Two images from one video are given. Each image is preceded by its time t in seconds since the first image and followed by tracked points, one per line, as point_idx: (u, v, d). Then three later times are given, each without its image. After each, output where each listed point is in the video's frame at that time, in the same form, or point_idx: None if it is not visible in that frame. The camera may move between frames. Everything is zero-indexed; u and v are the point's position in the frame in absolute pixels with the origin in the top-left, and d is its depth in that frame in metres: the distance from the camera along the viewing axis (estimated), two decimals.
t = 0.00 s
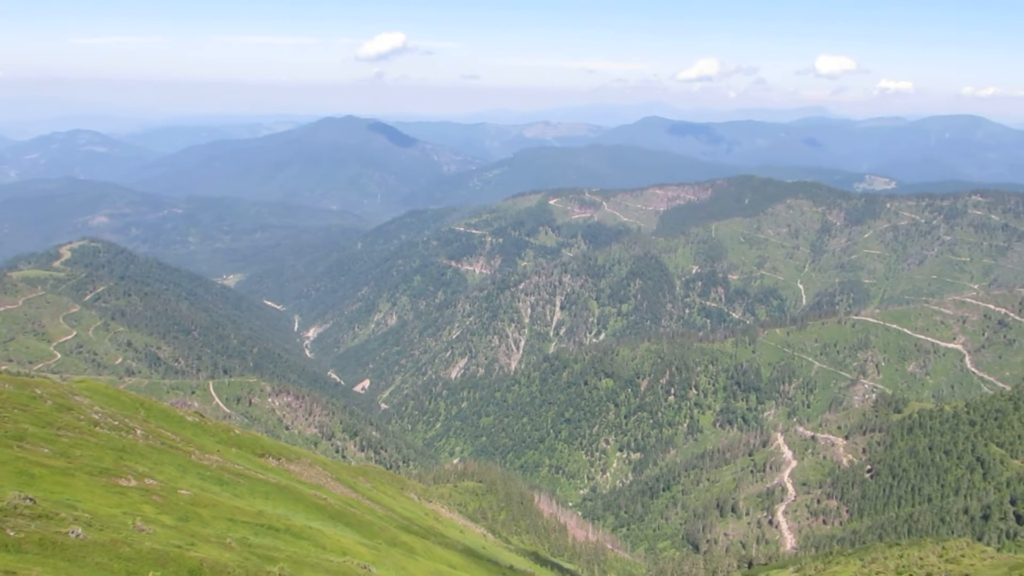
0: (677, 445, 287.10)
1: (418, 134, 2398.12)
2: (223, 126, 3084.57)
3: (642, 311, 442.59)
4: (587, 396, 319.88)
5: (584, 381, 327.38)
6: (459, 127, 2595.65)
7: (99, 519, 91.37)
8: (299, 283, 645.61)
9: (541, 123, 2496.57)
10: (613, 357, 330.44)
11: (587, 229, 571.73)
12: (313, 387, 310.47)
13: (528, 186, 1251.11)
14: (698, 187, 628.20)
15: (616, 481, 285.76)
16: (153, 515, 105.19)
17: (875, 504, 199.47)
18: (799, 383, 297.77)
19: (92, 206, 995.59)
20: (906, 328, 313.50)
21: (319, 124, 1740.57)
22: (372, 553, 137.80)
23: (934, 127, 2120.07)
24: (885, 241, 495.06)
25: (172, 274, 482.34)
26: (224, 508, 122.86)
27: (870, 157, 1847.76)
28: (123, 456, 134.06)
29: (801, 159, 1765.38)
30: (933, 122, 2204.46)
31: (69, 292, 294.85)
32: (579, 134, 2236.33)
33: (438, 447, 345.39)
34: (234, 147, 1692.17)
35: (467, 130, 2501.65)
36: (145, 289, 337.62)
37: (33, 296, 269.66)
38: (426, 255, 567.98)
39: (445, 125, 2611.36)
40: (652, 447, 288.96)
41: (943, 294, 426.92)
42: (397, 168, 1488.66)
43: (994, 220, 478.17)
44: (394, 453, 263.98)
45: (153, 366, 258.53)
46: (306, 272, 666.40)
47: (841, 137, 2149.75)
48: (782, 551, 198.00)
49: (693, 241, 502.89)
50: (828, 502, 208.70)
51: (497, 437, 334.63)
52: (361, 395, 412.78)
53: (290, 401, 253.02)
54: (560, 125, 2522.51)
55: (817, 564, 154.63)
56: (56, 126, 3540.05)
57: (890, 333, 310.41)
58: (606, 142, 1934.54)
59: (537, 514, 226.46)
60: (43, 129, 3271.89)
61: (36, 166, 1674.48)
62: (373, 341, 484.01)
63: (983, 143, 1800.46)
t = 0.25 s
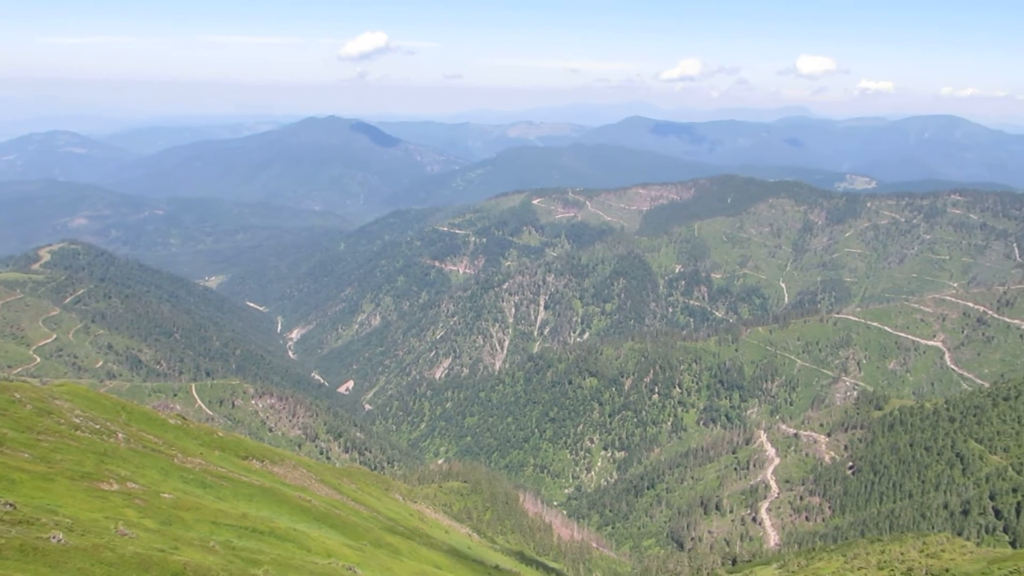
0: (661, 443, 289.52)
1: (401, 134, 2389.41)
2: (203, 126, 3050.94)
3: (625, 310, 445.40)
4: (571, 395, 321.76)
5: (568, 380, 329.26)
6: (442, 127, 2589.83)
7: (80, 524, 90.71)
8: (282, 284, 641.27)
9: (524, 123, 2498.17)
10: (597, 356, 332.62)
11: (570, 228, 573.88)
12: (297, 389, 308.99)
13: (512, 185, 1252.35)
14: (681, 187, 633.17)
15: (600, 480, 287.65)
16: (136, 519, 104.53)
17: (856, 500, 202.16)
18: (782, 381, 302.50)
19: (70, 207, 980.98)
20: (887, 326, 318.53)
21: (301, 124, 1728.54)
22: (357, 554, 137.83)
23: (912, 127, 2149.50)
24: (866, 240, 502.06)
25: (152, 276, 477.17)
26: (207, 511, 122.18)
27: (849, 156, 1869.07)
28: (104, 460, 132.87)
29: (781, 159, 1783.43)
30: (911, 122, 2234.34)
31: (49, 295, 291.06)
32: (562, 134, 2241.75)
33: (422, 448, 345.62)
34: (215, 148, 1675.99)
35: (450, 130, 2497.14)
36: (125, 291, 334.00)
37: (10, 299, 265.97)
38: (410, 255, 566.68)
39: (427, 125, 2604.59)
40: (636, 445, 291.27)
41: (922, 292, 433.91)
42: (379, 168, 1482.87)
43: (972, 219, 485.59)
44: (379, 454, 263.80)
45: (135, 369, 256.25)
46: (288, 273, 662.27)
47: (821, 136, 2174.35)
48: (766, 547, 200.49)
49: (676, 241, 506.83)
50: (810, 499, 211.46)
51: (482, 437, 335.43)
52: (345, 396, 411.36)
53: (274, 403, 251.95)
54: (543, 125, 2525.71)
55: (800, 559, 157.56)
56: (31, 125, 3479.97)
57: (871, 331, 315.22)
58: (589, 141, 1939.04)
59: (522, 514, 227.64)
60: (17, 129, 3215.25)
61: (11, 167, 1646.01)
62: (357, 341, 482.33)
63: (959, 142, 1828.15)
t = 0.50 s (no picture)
0: (644, 440, 292.30)
1: (382, 133, 2378.43)
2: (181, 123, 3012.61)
3: (608, 308, 448.30)
4: (555, 393, 323.86)
5: (551, 378, 331.28)
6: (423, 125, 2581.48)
7: (61, 527, 90.38)
8: (263, 283, 636.64)
9: (505, 121, 2497.95)
10: (580, 353, 334.85)
11: (553, 226, 575.65)
12: (280, 389, 307.53)
13: (494, 184, 1252.62)
14: (663, 185, 637.49)
15: (584, 477, 289.84)
16: (117, 522, 104.20)
17: (836, 495, 205.08)
18: (763, 377, 306.83)
19: (46, 208, 965.10)
20: (867, 323, 324.19)
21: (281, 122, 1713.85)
22: (340, 554, 138.19)
23: (889, 125, 2178.91)
24: (846, 237, 508.70)
25: (132, 277, 471.71)
26: (189, 513, 121.88)
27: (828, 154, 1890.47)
28: (84, 463, 131.94)
29: (761, 157, 1800.97)
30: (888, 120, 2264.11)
31: (26, 297, 286.95)
32: (544, 132, 2244.95)
33: (406, 447, 346.09)
34: (194, 146, 1657.36)
35: (432, 128, 2489.96)
36: (104, 292, 330.07)
37: None
38: (392, 254, 565.07)
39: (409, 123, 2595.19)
40: (620, 442, 293.86)
41: (901, 288, 441.19)
42: (361, 167, 1475.54)
43: (951, 215, 491.37)
44: (362, 453, 263.84)
45: (115, 371, 253.83)
46: (270, 272, 657.63)
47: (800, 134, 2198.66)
48: (748, 542, 203.09)
49: (657, 238, 510.83)
50: (792, 494, 214.46)
51: (465, 436, 336.47)
52: (328, 396, 410.10)
53: (256, 403, 250.76)
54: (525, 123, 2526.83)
55: (783, 554, 160.62)
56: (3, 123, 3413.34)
57: (851, 327, 320.22)
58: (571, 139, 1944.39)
59: (506, 512, 229.37)
60: None
61: None
62: (339, 340, 480.51)
63: (934, 140, 1857.27)
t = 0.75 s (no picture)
0: (627, 433, 295.19)
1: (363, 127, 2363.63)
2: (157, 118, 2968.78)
3: (590, 302, 450.85)
4: (538, 387, 325.92)
5: (535, 372, 333.25)
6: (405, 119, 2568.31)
7: (41, 528, 90.02)
8: (244, 280, 631.59)
9: (487, 115, 2492.65)
10: (563, 348, 336.94)
11: (535, 221, 576.72)
12: (262, 386, 306.07)
13: (476, 178, 1250.48)
14: (644, 179, 641.05)
15: (567, 471, 292.13)
16: (98, 521, 103.90)
17: (817, 486, 207.84)
18: (745, 370, 309.53)
19: (21, 205, 948.41)
20: (847, 316, 328.65)
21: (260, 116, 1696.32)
22: (324, 550, 138.58)
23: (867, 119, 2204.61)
24: (826, 231, 514.94)
25: (110, 274, 465.90)
26: (171, 512, 121.54)
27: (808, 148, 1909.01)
28: (64, 462, 130.95)
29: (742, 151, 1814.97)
30: (866, 114, 2288.28)
31: (3, 296, 282.76)
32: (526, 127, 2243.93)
33: (390, 443, 346.81)
34: (172, 142, 1635.92)
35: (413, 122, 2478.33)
36: (83, 290, 326.08)
37: None
38: (374, 249, 562.89)
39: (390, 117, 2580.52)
40: (603, 436, 296.51)
41: (881, 281, 448.06)
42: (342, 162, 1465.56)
43: (930, 209, 498.77)
44: (346, 449, 263.84)
45: (94, 369, 251.33)
46: (251, 268, 652.48)
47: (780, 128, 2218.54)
48: (730, 534, 205.54)
49: (640, 232, 514.21)
50: (774, 485, 217.35)
51: (449, 431, 337.57)
52: (311, 392, 408.90)
53: (238, 401, 249.81)
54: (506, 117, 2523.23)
55: (765, 545, 163.31)
56: None
57: (832, 321, 324.93)
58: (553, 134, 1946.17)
59: (490, 506, 231.12)
60: None
61: None
62: (322, 337, 478.49)
63: (911, 134, 1882.86)
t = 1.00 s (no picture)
0: (611, 426, 297.56)
1: (345, 122, 2348.37)
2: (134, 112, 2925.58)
3: (574, 296, 453.05)
4: (522, 381, 327.63)
5: (519, 366, 334.98)
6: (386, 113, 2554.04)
7: (22, 527, 89.50)
8: (226, 276, 626.24)
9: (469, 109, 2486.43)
10: (547, 341, 338.74)
11: (518, 215, 577.45)
12: (245, 382, 304.49)
13: (459, 172, 1248.11)
14: (627, 173, 644.08)
15: (552, 464, 293.86)
16: (79, 520, 103.37)
17: (800, 477, 209.68)
18: (727, 362, 313.13)
19: None
20: (829, 307, 333.93)
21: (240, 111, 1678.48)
22: (309, 546, 138.77)
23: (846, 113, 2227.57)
24: (807, 223, 520.58)
25: (89, 271, 459.89)
26: (154, 509, 121.03)
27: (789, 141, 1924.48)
28: (43, 461, 129.74)
29: (724, 144, 1826.02)
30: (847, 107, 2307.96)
31: None
32: (509, 121, 2241.44)
33: (374, 438, 347.27)
34: (150, 137, 1614.13)
35: (395, 117, 2465.74)
36: (62, 287, 322.08)
37: None
38: (357, 244, 560.38)
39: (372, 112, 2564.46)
40: (587, 429, 298.69)
41: (862, 273, 453.94)
42: (324, 156, 1454.97)
43: (909, 201, 504.23)
44: (329, 445, 263.63)
45: (75, 367, 248.82)
46: (233, 264, 647.06)
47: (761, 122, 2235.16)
48: (714, 526, 206.83)
49: (623, 226, 517.07)
50: (757, 477, 219.53)
51: (433, 425, 338.37)
52: (295, 388, 407.27)
53: (220, 397, 248.76)
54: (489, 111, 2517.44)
55: (748, 536, 165.23)
56: None
57: (813, 312, 329.27)
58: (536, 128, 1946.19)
59: (475, 500, 232.55)
60: None
61: None
62: (305, 332, 476.01)
63: (890, 128, 1906.10)
